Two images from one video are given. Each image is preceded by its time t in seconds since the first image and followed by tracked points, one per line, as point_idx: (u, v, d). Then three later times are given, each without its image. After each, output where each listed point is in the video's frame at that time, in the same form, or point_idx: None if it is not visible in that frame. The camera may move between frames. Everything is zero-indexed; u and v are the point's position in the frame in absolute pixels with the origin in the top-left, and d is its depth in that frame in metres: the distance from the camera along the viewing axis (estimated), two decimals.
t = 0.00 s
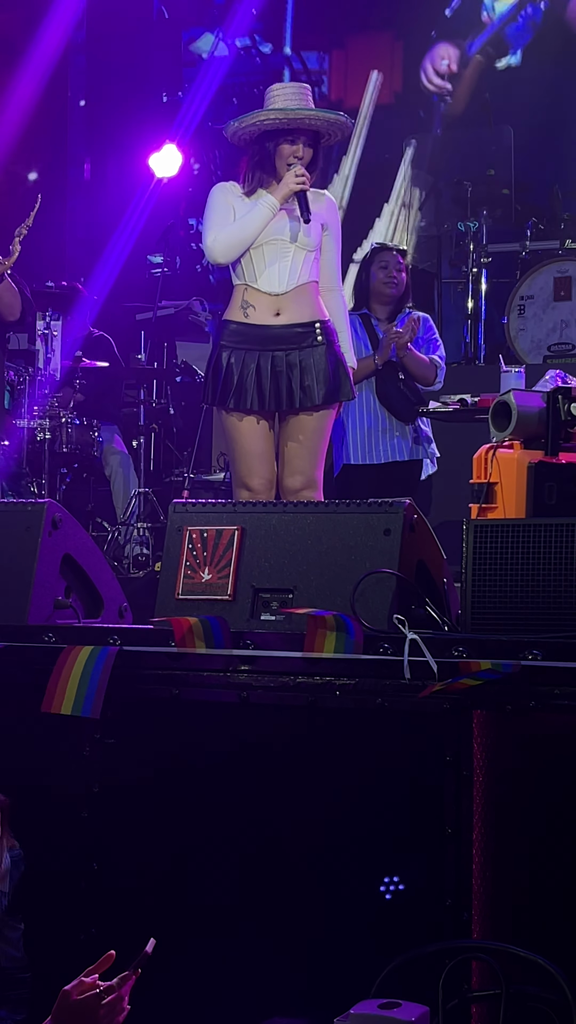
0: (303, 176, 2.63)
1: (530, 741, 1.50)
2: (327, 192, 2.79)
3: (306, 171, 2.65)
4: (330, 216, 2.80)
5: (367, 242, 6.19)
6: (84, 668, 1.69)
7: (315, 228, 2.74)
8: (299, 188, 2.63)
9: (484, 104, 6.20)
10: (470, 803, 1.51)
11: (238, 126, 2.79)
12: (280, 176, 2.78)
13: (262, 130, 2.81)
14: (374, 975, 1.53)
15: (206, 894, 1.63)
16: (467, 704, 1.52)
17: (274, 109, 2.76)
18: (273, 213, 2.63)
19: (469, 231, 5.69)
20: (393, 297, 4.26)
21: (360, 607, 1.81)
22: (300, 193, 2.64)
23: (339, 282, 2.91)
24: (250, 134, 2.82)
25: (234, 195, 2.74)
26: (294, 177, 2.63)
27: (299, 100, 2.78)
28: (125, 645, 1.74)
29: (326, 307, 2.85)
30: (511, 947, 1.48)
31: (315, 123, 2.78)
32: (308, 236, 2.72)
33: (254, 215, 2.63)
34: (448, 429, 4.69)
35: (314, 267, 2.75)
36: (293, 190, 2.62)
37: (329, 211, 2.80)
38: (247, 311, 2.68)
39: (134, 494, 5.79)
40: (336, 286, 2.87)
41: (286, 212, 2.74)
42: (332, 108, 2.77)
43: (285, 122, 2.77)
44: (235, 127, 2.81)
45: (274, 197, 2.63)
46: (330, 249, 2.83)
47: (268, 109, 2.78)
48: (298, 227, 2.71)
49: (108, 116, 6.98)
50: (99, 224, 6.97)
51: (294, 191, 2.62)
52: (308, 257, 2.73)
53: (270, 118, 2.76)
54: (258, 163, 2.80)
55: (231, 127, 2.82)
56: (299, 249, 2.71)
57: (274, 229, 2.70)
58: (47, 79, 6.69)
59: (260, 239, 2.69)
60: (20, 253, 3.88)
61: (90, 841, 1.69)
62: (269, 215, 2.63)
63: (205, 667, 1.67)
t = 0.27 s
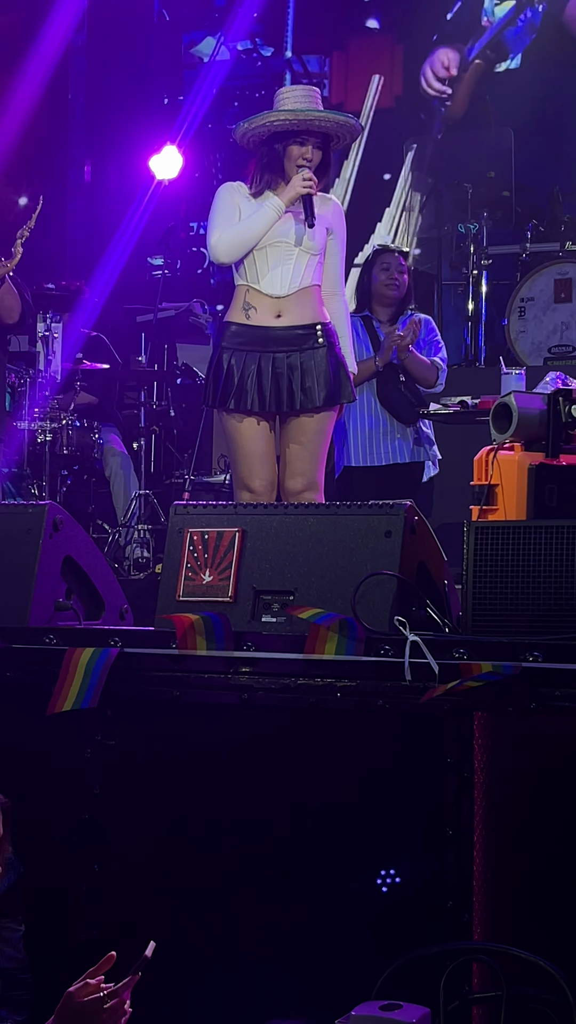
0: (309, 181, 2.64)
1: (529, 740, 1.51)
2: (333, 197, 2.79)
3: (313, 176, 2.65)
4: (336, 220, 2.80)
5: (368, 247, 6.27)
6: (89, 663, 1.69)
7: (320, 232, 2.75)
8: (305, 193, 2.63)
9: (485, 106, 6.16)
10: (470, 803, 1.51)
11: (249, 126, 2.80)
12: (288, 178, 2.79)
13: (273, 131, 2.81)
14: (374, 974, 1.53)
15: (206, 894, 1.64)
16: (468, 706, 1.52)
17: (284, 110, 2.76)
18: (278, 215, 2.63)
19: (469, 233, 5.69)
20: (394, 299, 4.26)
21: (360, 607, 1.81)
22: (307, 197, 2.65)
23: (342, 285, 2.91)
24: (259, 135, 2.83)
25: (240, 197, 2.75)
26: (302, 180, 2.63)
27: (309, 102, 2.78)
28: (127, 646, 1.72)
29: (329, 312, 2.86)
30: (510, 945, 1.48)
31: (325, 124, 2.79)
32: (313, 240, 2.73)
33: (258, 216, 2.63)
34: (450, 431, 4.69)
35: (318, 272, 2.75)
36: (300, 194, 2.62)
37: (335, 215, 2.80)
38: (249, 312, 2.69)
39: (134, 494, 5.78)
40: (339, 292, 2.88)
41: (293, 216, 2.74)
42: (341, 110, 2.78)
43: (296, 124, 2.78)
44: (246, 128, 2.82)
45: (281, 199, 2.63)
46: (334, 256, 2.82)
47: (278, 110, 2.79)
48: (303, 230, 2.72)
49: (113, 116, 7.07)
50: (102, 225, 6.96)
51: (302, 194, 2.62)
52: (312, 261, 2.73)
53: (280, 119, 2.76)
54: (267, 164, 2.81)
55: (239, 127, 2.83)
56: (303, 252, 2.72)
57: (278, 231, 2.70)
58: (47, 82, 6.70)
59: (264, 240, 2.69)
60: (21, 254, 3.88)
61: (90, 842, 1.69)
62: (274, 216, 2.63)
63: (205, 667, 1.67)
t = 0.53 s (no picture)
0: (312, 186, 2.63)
1: (531, 745, 1.51)
2: (334, 200, 2.79)
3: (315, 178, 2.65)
4: (336, 223, 2.80)
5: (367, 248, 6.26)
6: (84, 659, 1.67)
7: (321, 235, 2.74)
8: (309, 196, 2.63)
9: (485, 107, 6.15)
10: (471, 807, 1.51)
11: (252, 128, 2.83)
12: (289, 180, 2.78)
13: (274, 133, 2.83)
14: (373, 978, 1.53)
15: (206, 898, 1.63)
16: (467, 710, 1.52)
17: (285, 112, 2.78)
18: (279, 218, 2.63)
19: (469, 236, 5.70)
20: (393, 301, 4.25)
21: (359, 611, 1.81)
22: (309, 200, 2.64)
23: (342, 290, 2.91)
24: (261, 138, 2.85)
25: (241, 197, 2.75)
26: (304, 185, 2.62)
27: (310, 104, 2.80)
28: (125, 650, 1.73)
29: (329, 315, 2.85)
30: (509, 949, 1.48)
31: (325, 126, 2.80)
32: (315, 243, 2.72)
33: (260, 220, 2.63)
34: (449, 433, 4.68)
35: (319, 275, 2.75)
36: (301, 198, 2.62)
37: (336, 219, 2.80)
38: (249, 315, 2.69)
39: (134, 497, 5.78)
40: (338, 295, 2.88)
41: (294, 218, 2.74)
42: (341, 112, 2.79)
43: (297, 126, 2.79)
44: (251, 129, 2.84)
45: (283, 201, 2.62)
46: (334, 258, 2.82)
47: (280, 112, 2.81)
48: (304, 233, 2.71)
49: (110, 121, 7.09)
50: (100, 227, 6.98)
51: (303, 199, 2.61)
52: (314, 264, 2.73)
53: (282, 121, 2.78)
54: (267, 168, 2.81)
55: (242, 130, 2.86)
56: (304, 255, 2.71)
57: (280, 234, 2.70)
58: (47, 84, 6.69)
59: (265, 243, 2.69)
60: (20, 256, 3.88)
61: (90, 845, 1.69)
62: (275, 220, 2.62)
63: (205, 670, 1.67)
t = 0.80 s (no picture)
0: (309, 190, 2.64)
1: (531, 748, 1.51)
2: (332, 200, 2.79)
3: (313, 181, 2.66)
4: (335, 225, 2.80)
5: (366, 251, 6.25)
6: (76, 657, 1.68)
7: (319, 238, 2.75)
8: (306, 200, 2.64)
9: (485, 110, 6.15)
10: (471, 812, 1.50)
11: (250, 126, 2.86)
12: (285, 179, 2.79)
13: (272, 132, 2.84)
14: (373, 981, 1.53)
15: (206, 900, 1.63)
16: (467, 713, 1.52)
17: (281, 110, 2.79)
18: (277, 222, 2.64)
19: (468, 238, 5.67)
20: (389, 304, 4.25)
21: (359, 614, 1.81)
22: (306, 203, 2.65)
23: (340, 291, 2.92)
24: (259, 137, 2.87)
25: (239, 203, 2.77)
26: (301, 186, 2.63)
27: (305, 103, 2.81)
28: (125, 652, 1.76)
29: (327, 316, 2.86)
30: (510, 952, 1.48)
31: (320, 124, 2.81)
32: (313, 247, 2.73)
33: (256, 224, 2.64)
34: (448, 436, 4.68)
35: (317, 278, 2.75)
36: (299, 200, 2.63)
37: (335, 219, 2.80)
38: (249, 318, 2.69)
39: (133, 501, 5.78)
40: (337, 295, 2.88)
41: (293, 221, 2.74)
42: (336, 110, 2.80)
43: (293, 124, 2.80)
44: (251, 125, 2.86)
45: (280, 205, 2.63)
46: (333, 259, 2.83)
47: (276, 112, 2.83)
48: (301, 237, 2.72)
49: (110, 124, 7.11)
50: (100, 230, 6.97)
51: (301, 201, 2.63)
52: (312, 268, 2.74)
53: (276, 118, 2.80)
54: (265, 168, 2.81)
55: (241, 130, 2.89)
56: (303, 259, 2.72)
57: (278, 238, 2.71)
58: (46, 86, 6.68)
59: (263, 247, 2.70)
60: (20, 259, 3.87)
61: (90, 848, 1.69)
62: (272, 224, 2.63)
63: (206, 672, 1.68)
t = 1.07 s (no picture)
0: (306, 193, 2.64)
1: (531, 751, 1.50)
2: (329, 201, 2.79)
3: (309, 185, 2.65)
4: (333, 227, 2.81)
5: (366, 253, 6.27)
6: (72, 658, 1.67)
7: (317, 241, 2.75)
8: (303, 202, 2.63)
9: (484, 112, 6.15)
10: (470, 813, 1.51)
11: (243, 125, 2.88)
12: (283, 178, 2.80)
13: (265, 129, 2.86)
14: (373, 983, 1.53)
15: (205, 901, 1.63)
16: (467, 714, 1.51)
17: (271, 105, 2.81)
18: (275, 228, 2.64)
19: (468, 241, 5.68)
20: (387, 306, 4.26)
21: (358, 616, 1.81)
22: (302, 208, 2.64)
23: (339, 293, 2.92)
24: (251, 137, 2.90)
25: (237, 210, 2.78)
26: (297, 190, 2.62)
27: (294, 96, 2.83)
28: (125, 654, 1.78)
29: (327, 316, 2.86)
30: (508, 954, 1.48)
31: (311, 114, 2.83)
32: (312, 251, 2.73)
33: (255, 231, 2.64)
34: (448, 438, 4.68)
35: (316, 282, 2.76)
36: (295, 204, 2.62)
37: (332, 221, 2.80)
38: (247, 321, 2.69)
39: (133, 503, 5.80)
40: (336, 296, 2.88)
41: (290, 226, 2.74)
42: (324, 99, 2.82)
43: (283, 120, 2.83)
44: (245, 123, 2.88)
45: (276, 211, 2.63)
46: (332, 260, 2.83)
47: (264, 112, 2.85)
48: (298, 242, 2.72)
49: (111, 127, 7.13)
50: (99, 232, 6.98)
51: (297, 205, 2.62)
52: (310, 273, 2.74)
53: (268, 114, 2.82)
54: (261, 170, 2.84)
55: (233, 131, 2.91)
56: (300, 264, 2.73)
57: (275, 244, 2.71)
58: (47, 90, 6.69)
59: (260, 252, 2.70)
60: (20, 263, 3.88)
61: (90, 849, 1.69)
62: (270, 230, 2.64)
63: (205, 675, 1.67)
